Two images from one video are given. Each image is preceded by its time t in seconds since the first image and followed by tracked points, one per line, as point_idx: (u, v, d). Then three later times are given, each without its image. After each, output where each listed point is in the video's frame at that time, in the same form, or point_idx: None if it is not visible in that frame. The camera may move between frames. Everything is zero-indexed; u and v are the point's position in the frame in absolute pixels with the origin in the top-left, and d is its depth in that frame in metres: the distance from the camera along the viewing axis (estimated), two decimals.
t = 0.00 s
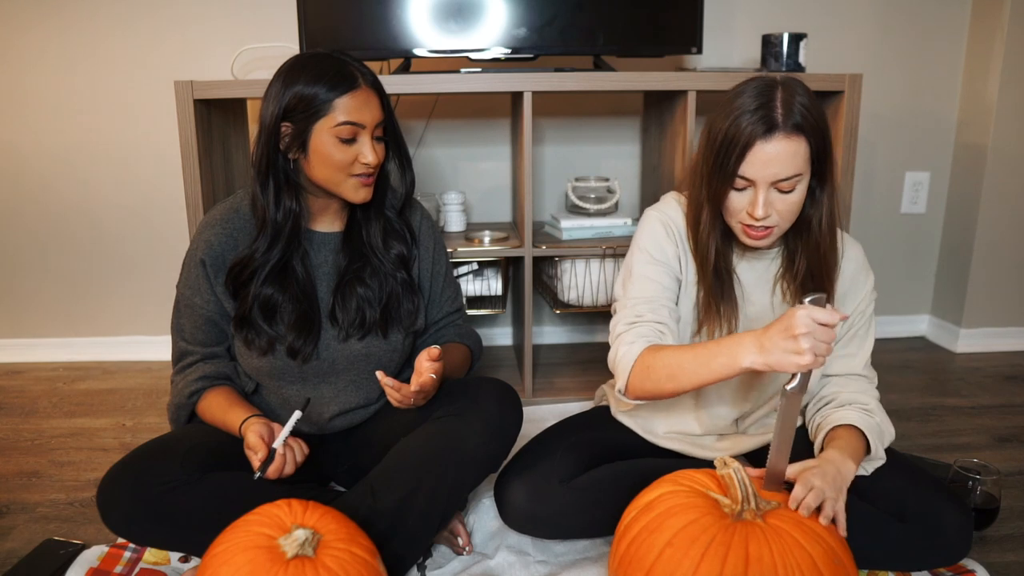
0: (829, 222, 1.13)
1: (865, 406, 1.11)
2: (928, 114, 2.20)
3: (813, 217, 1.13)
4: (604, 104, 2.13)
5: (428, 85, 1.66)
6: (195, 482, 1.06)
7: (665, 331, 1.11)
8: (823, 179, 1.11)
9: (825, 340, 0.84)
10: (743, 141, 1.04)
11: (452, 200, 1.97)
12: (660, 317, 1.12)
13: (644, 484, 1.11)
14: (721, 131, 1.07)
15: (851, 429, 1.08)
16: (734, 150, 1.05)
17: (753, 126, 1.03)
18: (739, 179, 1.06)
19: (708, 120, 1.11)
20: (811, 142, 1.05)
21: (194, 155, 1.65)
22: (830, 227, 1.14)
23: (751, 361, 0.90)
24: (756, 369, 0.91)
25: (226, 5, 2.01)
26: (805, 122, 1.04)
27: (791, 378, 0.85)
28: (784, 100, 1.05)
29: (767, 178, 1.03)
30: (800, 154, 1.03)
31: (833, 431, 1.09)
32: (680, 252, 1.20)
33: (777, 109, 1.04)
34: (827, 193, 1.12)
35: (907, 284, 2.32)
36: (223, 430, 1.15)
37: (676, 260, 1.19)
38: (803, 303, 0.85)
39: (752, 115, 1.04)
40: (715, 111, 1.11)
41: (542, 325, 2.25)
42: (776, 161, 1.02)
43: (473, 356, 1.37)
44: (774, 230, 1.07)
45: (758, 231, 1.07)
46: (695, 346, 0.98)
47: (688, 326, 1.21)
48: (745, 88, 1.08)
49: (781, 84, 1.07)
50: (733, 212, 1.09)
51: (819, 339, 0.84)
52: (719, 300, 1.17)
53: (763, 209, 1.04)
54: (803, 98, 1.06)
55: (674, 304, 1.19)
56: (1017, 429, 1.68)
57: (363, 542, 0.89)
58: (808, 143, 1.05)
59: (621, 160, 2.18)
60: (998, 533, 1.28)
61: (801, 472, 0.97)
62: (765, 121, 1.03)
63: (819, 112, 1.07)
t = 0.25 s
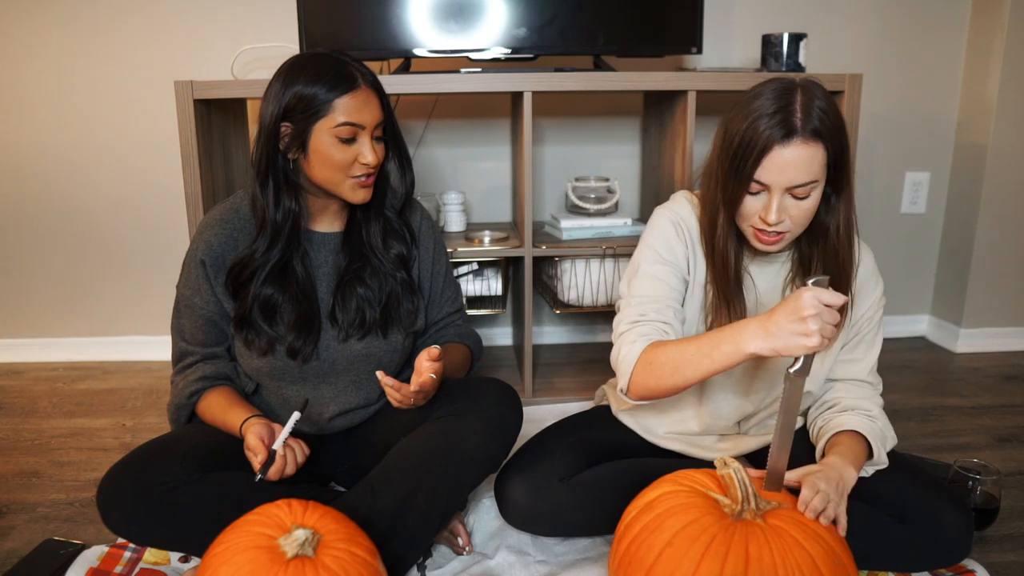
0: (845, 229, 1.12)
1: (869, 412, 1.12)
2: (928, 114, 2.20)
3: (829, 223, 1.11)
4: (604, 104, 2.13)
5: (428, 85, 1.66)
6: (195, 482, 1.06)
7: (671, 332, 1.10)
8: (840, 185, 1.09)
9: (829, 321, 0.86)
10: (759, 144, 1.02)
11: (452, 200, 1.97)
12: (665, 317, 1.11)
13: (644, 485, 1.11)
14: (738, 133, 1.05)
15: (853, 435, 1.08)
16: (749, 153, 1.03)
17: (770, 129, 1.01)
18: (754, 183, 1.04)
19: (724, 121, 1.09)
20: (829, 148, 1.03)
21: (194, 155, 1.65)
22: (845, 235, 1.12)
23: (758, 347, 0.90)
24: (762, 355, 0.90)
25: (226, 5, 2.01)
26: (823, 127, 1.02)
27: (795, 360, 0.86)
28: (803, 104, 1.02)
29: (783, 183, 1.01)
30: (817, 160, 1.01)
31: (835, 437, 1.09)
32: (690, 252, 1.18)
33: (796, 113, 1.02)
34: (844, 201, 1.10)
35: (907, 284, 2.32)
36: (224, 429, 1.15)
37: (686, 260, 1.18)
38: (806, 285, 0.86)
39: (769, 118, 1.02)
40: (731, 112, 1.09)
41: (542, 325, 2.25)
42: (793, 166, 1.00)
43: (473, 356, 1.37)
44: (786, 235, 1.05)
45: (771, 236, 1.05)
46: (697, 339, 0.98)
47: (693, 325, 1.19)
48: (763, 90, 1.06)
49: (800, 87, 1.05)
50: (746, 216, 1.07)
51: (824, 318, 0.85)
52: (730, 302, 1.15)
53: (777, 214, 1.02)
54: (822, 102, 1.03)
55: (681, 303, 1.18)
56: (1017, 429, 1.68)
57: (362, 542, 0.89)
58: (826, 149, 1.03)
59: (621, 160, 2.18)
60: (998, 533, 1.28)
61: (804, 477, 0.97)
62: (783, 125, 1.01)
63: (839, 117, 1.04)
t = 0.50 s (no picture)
0: (848, 230, 1.12)
1: (869, 412, 1.11)
2: (928, 114, 2.20)
3: (833, 224, 1.12)
4: (604, 104, 2.13)
5: (428, 85, 1.66)
6: (195, 482, 1.06)
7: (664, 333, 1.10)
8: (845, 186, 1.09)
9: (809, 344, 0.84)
10: (765, 144, 1.02)
11: (452, 200, 1.97)
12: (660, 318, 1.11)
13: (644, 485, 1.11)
14: (743, 133, 1.05)
15: (853, 435, 1.08)
16: (754, 153, 1.02)
17: (775, 130, 1.01)
18: (759, 184, 1.03)
19: (728, 122, 1.09)
20: (834, 148, 1.03)
21: (194, 155, 1.65)
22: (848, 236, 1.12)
23: (737, 372, 0.89)
24: (742, 380, 0.89)
25: (226, 5, 2.01)
26: (828, 128, 1.02)
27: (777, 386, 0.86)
28: (808, 104, 1.02)
29: (788, 184, 1.01)
30: (821, 161, 1.02)
31: (835, 437, 1.09)
32: (689, 254, 1.18)
33: (802, 113, 1.02)
34: (848, 202, 1.10)
35: (907, 284, 2.32)
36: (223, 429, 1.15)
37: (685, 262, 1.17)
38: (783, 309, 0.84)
39: (774, 119, 1.02)
40: (736, 112, 1.09)
41: (542, 325, 2.25)
42: (797, 167, 1.00)
43: (472, 356, 1.37)
44: (790, 235, 1.05)
45: (774, 237, 1.06)
46: (682, 354, 0.97)
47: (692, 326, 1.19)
48: (768, 90, 1.06)
49: (806, 88, 1.05)
50: (750, 216, 1.07)
51: (804, 344, 0.84)
52: (732, 301, 1.15)
53: (781, 215, 1.02)
54: (828, 102, 1.04)
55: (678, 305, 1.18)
56: (1017, 429, 1.68)
57: (363, 542, 0.89)
58: (831, 149, 1.03)
59: (621, 160, 2.18)
60: (998, 533, 1.28)
61: (803, 477, 0.98)
62: (788, 125, 1.01)
63: (843, 118, 1.05)
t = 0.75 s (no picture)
0: (851, 233, 1.12)
1: (869, 415, 1.11)
2: (928, 114, 2.20)
3: (835, 227, 1.12)
4: (604, 104, 2.13)
5: (428, 85, 1.66)
6: (195, 482, 1.06)
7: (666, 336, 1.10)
8: (847, 189, 1.09)
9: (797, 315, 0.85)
10: (767, 148, 1.01)
11: (452, 200, 1.97)
12: (662, 320, 1.11)
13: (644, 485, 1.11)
14: (746, 137, 1.05)
15: (854, 439, 1.08)
16: (757, 157, 1.02)
17: (778, 133, 1.01)
18: (762, 187, 1.03)
19: (731, 125, 1.09)
20: (836, 151, 1.03)
21: (194, 155, 1.65)
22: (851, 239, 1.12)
23: (728, 347, 0.90)
24: (734, 355, 0.90)
25: (226, 5, 2.01)
26: (831, 130, 1.02)
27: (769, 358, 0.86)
28: (811, 107, 1.02)
29: (790, 188, 1.01)
30: (825, 164, 1.01)
31: (836, 441, 1.09)
32: (690, 255, 1.18)
33: (804, 116, 1.02)
34: (851, 205, 1.10)
35: (907, 284, 2.32)
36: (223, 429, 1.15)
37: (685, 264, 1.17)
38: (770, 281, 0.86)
39: (776, 122, 1.02)
40: (738, 115, 1.08)
41: (541, 325, 2.25)
42: (801, 170, 1.00)
43: (473, 356, 1.37)
44: (792, 239, 1.05)
45: (776, 240, 1.05)
46: (677, 342, 0.98)
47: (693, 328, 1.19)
48: (771, 93, 1.06)
49: (809, 91, 1.05)
50: (752, 219, 1.07)
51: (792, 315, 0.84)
52: (734, 303, 1.15)
53: (783, 218, 1.02)
54: (830, 105, 1.03)
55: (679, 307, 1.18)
56: (1017, 429, 1.68)
57: (363, 542, 0.89)
58: (834, 153, 1.03)
59: (621, 160, 2.18)
60: (998, 533, 1.28)
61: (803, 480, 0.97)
62: (791, 128, 1.01)
63: (846, 121, 1.04)
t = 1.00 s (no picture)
0: (851, 230, 1.12)
1: (869, 415, 1.11)
2: (928, 114, 2.20)
3: (835, 224, 1.12)
4: (604, 104, 2.13)
5: (428, 86, 1.66)
6: (195, 482, 1.06)
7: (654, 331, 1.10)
8: (849, 187, 1.09)
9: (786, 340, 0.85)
10: (769, 144, 1.01)
11: (452, 200, 1.97)
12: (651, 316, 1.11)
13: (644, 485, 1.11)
14: (748, 133, 1.04)
15: (856, 439, 1.08)
16: (759, 153, 1.02)
17: (780, 130, 1.01)
18: (763, 184, 1.03)
19: (733, 122, 1.09)
20: (838, 148, 1.03)
21: (194, 155, 1.65)
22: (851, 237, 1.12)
23: (715, 367, 0.89)
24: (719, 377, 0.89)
25: (226, 5, 2.01)
26: (833, 127, 1.02)
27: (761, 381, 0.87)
28: (814, 104, 1.02)
29: (791, 184, 1.01)
30: (826, 161, 1.01)
31: (837, 441, 1.09)
32: (687, 252, 1.18)
33: (806, 113, 1.02)
34: (851, 202, 1.10)
35: (907, 284, 2.32)
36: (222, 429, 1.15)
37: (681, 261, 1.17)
38: (760, 306, 0.86)
39: (779, 119, 1.02)
40: (740, 112, 1.08)
41: (542, 325, 2.25)
42: (802, 167, 1.00)
43: (472, 356, 1.37)
44: (792, 236, 1.06)
45: (776, 237, 1.06)
46: (666, 351, 0.98)
47: (687, 324, 1.19)
48: (773, 90, 1.06)
49: (812, 87, 1.05)
50: (753, 216, 1.07)
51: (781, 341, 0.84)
52: (733, 301, 1.14)
53: (784, 215, 1.03)
54: (833, 103, 1.03)
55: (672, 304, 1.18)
56: (1017, 429, 1.68)
57: (363, 542, 0.89)
58: (835, 150, 1.03)
59: (621, 160, 2.18)
60: (998, 533, 1.28)
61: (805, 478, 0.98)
62: (793, 125, 1.01)
63: (848, 119, 1.04)
